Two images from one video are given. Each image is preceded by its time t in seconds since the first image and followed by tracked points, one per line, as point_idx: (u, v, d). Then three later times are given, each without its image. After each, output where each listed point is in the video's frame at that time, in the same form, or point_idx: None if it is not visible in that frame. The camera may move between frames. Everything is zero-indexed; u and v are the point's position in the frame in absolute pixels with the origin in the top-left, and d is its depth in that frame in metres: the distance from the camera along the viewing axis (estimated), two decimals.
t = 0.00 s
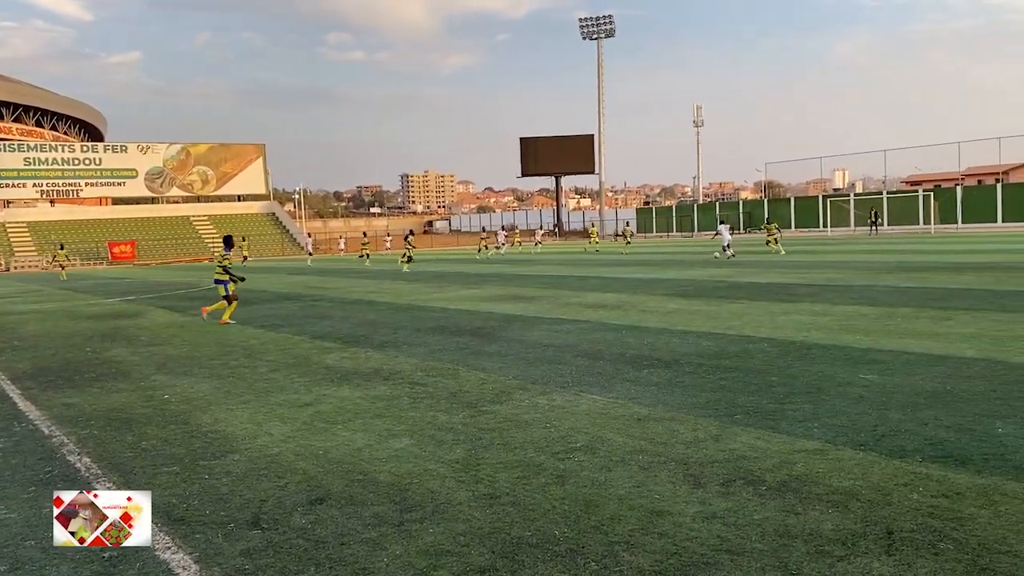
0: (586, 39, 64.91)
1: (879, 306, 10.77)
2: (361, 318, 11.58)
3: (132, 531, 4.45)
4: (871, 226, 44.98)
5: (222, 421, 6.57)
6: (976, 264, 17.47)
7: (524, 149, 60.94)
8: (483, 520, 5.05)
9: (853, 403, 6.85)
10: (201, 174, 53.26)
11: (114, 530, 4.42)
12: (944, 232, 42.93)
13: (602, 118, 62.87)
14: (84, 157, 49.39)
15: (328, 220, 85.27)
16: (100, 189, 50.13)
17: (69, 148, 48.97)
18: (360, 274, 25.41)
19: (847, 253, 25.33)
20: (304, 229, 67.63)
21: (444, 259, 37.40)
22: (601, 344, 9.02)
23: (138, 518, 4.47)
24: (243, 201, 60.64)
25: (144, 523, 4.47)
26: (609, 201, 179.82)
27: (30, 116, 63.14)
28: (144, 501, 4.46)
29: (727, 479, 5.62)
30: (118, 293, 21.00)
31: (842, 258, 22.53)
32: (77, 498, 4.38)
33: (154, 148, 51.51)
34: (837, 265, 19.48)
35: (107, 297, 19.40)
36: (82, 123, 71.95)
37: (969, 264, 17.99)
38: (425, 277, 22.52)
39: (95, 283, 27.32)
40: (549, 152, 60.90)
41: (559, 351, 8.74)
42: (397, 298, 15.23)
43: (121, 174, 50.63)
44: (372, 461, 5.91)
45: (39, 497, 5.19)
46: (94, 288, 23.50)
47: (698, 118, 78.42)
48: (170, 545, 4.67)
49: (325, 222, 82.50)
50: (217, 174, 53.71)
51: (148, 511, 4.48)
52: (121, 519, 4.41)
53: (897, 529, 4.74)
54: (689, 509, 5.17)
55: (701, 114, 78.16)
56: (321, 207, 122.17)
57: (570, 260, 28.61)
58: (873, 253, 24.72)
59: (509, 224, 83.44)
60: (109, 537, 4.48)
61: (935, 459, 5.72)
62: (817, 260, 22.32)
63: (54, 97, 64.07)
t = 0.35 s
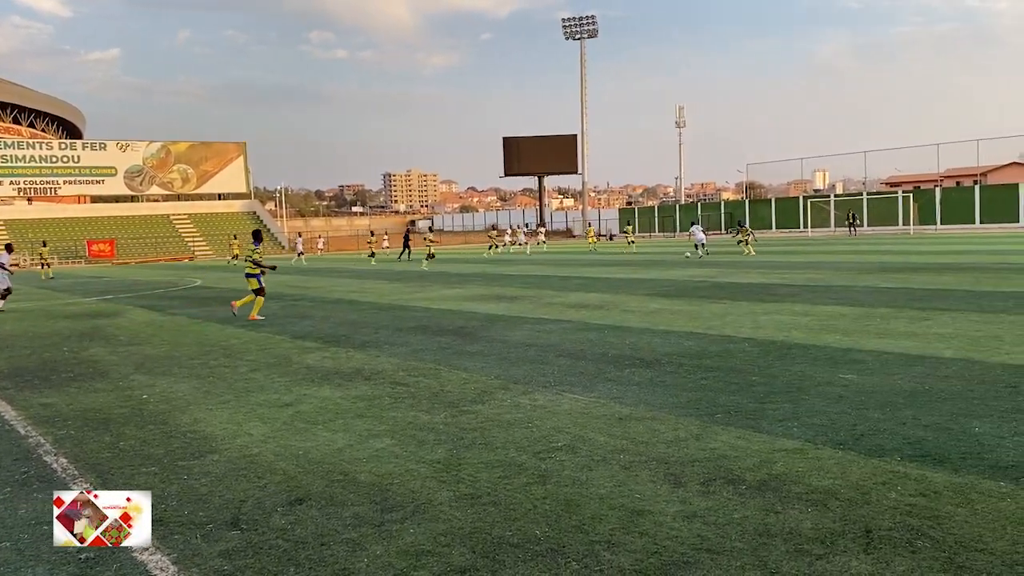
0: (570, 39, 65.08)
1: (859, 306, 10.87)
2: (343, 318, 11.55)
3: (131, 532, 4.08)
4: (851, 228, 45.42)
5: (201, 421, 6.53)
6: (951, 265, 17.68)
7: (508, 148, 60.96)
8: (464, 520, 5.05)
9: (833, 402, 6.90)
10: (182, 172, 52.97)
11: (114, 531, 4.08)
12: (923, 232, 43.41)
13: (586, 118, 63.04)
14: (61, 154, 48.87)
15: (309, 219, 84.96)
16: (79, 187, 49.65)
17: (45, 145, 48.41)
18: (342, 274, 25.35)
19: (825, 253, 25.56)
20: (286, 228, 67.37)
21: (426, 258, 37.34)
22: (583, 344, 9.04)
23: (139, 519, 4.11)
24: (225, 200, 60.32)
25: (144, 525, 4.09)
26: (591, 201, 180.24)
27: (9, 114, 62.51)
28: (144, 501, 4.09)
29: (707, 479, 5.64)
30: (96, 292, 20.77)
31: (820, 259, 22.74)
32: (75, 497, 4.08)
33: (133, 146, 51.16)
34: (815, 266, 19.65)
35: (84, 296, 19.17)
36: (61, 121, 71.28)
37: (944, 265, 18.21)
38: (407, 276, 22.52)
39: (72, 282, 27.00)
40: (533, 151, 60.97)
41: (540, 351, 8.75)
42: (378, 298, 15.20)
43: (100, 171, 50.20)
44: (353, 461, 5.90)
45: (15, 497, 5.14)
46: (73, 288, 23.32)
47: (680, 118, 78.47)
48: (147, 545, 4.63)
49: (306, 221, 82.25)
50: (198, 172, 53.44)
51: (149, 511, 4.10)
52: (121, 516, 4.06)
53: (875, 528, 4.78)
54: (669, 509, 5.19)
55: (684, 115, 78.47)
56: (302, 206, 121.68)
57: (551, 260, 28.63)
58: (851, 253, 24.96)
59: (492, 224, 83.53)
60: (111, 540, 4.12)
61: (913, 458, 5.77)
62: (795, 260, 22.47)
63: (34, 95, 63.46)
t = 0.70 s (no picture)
0: (561, 39, 65.14)
1: (848, 305, 10.93)
2: (334, 317, 11.52)
3: (131, 532, 3.91)
4: (840, 228, 45.72)
5: (191, 420, 6.52)
6: (939, 265, 17.81)
7: (499, 147, 60.94)
8: (455, 518, 5.06)
9: (822, 401, 6.94)
10: (172, 170, 52.75)
11: (113, 530, 3.90)
12: (911, 232, 43.73)
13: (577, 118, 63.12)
14: (50, 152, 48.58)
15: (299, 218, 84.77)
16: (68, 185, 49.36)
17: (34, 143, 48.11)
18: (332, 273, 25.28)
19: (814, 253, 25.71)
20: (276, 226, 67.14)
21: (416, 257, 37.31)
22: (575, 343, 9.05)
23: (139, 518, 3.94)
24: (216, 198, 60.06)
25: (144, 524, 3.92)
26: (581, 200, 180.43)
27: None
28: (144, 500, 3.92)
29: (698, 477, 5.67)
30: (84, 290, 20.63)
31: (809, 258, 22.83)
32: (75, 497, 3.88)
33: (122, 144, 50.92)
34: (804, 265, 19.74)
35: (72, 295, 19.04)
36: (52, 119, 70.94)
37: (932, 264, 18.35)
38: (397, 275, 22.50)
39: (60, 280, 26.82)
40: (524, 151, 60.97)
41: (531, 350, 8.76)
42: (368, 297, 15.18)
43: (89, 169, 49.90)
44: (344, 460, 5.89)
45: (3, 497, 5.12)
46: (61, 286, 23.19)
47: (670, 118, 78.63)
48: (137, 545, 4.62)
49: (297, 220, 82.01)
50: (187, 170, 53.22)
51: (150, 511, 3.94)
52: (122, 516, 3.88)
53: (865, 526, 4.81)
54: (660, 507, 5.22)
55: (674, 115, 78.69)
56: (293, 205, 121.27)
57: (541, 259, 28.65)
58: (839, 253, 25.13)
59: (483, 223, 83.54)
60: (109, 539, 3.95)
61: (902, 457, 5.82)
62: (784, 259, 22.58)
63: (28, 94, 63.21)
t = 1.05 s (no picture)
0: (553, 38, 65.19)
1: (838, 304, 10.99)
2: (326, 315, 11.47)
3: (131, 532, 3.85)
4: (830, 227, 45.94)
5: (183, 418, 6.51)
6: (928, 264, 17.91)
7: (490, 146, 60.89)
8: (449, 516, 5.07)
9: (813, 400, 6.98)
10: (163, 169, 52.44)
11: (113, 530, 3.83)
12: (901, 231, 43.97)
13: (569, 116, 63.18)
14: (41, 150, 48.35)
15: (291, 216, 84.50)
16: (58, 183, 49.11)
17: (24, 141, 47.86)
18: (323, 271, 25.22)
19: (804, 253, 25.82)
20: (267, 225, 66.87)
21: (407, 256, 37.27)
22: (567, 342, 9.07)
23: (139, 518, 3.88)
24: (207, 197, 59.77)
25: (145, 524, 3.86)
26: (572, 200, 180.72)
27: None
28: (144, 500, 3.87)
29: (690, 475, 5.70)
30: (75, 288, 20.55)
31: (798, 257, 22.92)
32: (76, 496, 3.82)
33: (113, 142, 50.66)
34: (794, 264, 19.81)
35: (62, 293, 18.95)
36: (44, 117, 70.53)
37: (921, 263, 18.45)
38: (388, 273, 22.49)
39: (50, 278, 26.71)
40: (516, 149, 60.96)
41: (524, 349, 8.77)
42: (360, 295, 15.15)
43: (79, 167, 49.65)
44: (336, 458, 5.88)
45: None
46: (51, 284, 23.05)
47: (661, 118, 78.65)
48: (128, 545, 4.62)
49: (288, 218, 81.72)
50: (179, 168, 52.92)
51: (150, 511, 3.88)
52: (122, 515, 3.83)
53: (856, 523, 4.85)
54: (653, 505, 5.24)
55: (665, 114, 78.71)
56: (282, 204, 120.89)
57: (532, 258, 28.65)
58: (829, 252, 25.25)
59: (475, 222, 83.52)
60: (108, 540, 3.89)
61: (892, 455, 5.86)
62: (773, 259, 22.67)
63: (24, 92, 63.00)
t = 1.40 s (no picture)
0: (543, 36, 65.28)
1: (827, 303, 11.03)
2: (316, 314, 11.43)
3: (131, 532, 3.78)
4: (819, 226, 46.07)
5: (171, 419, 6.47)
6: (916, 264, 17.96)
7: (481, 145, 60.86)
8: (439, 517, 5.06)
9: (803, 399, 6.99)
10: (151, 167, 52.15)
11: (113, 531, 3.78)
12: (890, 230, 44.17)
13: (559, 115, 63.25)
14: (28, 149, 48.05)
15: (281, 215, 84.25)
16: (45, 182, 48.82)
17: (10, 139, 47.56)
18: (313, 271, 25.14)
19: (793, 252, 25.87)
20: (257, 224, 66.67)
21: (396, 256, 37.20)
22: (558, 341, 9.06)
23: (139, 518, 3.82)
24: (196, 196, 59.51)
25: (145, 524, 3.80)
26: (563, 199, 180.68)
27: None
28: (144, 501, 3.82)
29: (681, 474, 5.70)
30: (63, 288, 20.44)
31: (787, 257, 23.01)
32: (77, 496, 3.77)
33: (101, 140, 50.36)
34: (783, 264, 19.85)
35: (49, 293, 18.83)
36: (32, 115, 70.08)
37: (908, 262, 18.50)
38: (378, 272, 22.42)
39: (37, 278, 26.55)
40: (506, 148, 60.95)
41: (515, 348, 8.76)
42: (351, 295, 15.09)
43: (67, 166, 49.35)
44: (326, 458, 5.86)
45: None
46: (36, 283, 22.89)
47: (651, 118, 78.79)
48: (116, 547, 4.59)
49: (278, 217, 81.44)
50: (167, 167, 52.62)
51: (150, 511, 3.83)
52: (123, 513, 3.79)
53: (845, 522, 4.87)
54: (643, 504, 5.24)
55: (655, 114, 78.87)
56: (271, 203, 120.43)
57: (521, 258, 28.63)
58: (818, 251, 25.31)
59: (465, 221, 83.47)
60: (110, 540, 3.84)
61: (882, 454, 5.88)
62: (762, 258, 22.66)
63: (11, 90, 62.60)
